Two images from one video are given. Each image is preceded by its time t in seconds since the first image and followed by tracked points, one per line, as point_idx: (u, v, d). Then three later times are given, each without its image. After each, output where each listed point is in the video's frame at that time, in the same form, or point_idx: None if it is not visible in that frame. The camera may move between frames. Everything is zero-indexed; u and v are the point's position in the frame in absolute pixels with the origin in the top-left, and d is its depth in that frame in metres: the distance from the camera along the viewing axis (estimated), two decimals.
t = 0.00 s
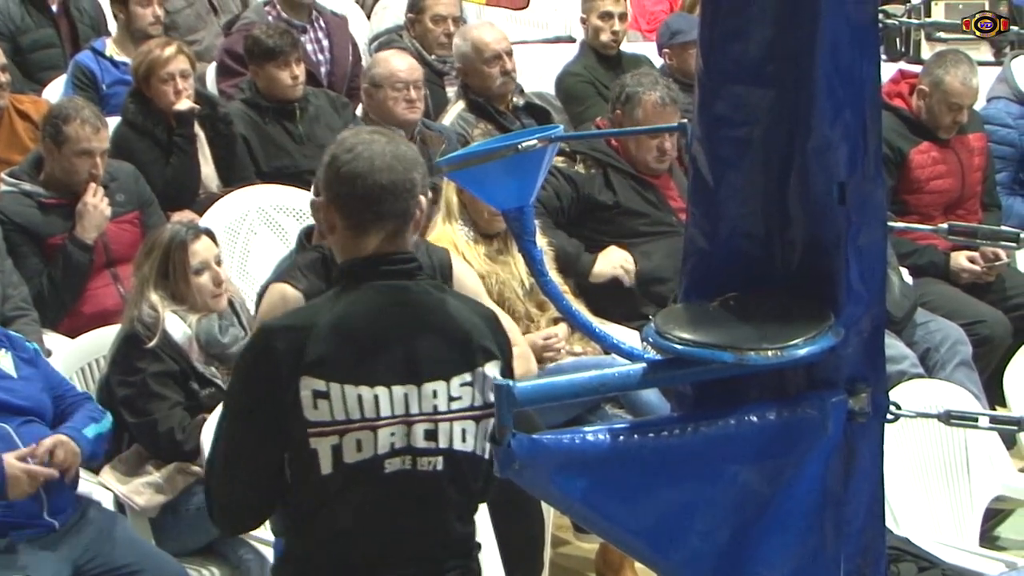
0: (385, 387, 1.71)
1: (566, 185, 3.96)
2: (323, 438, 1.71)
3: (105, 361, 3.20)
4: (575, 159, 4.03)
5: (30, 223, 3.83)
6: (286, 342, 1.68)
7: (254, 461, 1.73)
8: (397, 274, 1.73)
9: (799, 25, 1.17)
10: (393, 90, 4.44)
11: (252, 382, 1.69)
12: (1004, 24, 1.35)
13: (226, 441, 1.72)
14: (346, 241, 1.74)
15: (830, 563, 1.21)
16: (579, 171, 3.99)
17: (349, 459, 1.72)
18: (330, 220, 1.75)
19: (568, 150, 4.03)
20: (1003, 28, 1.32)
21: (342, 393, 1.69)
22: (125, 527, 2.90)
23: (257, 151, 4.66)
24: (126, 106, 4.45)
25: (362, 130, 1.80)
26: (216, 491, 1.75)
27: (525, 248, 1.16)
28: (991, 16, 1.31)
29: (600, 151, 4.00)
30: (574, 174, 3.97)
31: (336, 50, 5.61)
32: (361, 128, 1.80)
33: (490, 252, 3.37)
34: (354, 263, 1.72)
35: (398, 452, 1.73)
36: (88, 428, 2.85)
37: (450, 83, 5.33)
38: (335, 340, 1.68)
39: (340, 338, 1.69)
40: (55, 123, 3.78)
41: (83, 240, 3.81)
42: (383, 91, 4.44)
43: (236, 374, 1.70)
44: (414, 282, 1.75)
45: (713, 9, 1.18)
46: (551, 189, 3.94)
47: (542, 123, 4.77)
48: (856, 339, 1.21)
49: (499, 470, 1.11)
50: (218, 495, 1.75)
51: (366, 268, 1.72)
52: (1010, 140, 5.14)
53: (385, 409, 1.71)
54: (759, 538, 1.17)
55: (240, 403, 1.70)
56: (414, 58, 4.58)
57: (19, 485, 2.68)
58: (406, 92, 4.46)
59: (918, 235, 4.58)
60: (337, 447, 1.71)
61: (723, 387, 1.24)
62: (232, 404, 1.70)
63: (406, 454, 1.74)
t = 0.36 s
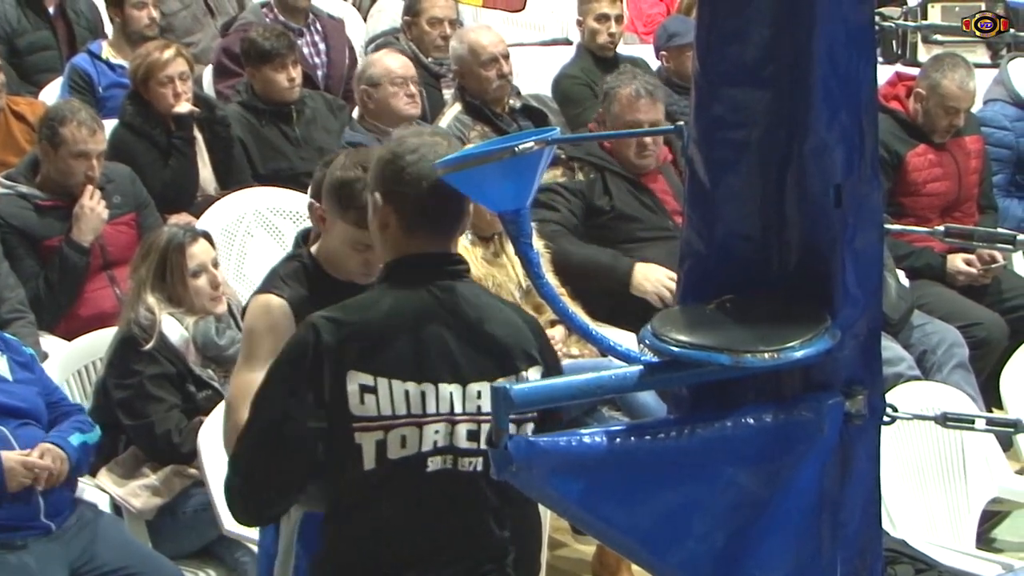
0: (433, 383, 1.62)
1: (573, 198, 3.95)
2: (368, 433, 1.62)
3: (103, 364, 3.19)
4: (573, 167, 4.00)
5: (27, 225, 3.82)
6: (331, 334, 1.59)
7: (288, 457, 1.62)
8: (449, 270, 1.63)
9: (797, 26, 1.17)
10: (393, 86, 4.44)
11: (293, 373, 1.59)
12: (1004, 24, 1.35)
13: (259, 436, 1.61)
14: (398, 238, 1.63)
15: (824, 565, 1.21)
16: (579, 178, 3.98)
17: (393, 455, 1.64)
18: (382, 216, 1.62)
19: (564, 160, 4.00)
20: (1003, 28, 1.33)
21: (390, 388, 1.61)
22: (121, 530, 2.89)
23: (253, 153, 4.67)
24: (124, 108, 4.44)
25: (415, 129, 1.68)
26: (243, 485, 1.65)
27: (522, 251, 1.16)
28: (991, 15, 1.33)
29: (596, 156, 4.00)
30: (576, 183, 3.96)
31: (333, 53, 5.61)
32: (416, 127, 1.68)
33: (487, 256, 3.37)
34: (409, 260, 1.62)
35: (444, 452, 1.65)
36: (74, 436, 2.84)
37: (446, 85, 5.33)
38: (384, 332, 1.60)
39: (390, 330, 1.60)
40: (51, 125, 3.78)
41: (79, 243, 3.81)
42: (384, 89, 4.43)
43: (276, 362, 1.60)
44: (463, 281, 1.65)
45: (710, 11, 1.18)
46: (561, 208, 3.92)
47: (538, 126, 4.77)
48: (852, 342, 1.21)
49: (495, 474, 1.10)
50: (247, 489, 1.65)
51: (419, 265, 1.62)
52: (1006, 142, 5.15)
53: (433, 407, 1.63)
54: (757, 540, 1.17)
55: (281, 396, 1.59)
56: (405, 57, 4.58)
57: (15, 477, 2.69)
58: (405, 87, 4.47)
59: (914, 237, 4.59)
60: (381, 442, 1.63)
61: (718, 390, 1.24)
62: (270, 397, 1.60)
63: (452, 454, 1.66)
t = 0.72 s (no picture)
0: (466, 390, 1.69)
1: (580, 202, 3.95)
2: (397, 439, 1.67)
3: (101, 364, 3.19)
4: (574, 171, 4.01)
5: (26, 226, 3.82)
6: (365, 341, 1.63)
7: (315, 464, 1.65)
8: (483, 279, 1.69)
9: (794, 26, 1.17)
10: (387, 84, 4.44)
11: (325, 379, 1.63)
12: (1004, 24, 1.36)
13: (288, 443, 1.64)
14: (433, 245, 1.66)
15: (823, 565, 1.21)
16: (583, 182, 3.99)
17: (422, 461, 1.69)
18: (421, 221, 1.65)
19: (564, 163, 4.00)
20: (1003, 28, 1.33)
21: (423, 394, 1.66)
22: (120, 531, 2.89)
23: (252, 154, 4.66)
24: (123, 108, 4.44)
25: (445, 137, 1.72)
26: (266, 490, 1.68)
27: (520, 251, 1.16)
28: (990, 16, 1.33)
29: (597, 159, 4.01)
30: (581, 188, 3.97)
31: (331, 54, 5.61)
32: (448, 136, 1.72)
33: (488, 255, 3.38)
34: (449, 267, 1.66)
35: (475, 458, 1.72)
36: (71, 436, 2.83)
37: (445, 86, 5.32)
38: (417, 340, 1.65)
39: (421, 339, 1.66)
40: (48, 126, 3.78)
41: (78, 244, 3.81)
42: (377, 87, 4.43)
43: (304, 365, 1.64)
44: (495, 289, 1.71)
45: (708, 10, 1.18)
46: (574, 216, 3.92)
47: (537, 126, 4.77)
48: (851, 342, 1.21)
49: (493, 473, 1.09)
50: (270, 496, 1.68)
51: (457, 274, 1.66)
52: (1004, 143, 5.15)
53: (464, 414, 1.69)
54: (756, 540, 1.16)
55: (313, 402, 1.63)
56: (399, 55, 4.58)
57: (14, 482, 2.69)
58: (400, 83, 4.48)
59: (912, 238, 4.59)
60: (411, 448, 1.68)
61: (717, 390, 1.23)
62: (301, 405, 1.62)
63: (481, 460, 1.73)
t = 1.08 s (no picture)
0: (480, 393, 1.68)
1: (580, 208, 3.96)
2: (414, 442, 1.67)
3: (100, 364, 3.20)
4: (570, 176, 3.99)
5: (24, 226, 3.82)
6: (383, 347, 1.62)
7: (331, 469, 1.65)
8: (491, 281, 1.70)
9: (793, 26, 1.17)
10: (383, 83, 4.44)
11: (342, 385, 1.62)
12: (1003, 24, 1.36)
13: (302, 448, 1.65)
14: (441, 247, 1.66)
15: (822, 565, 1.21)
16: (580, 187, 3.98)
17: (439, 464, 1.70)
18: (426, 224, 1.66)
19: (558, 169, 3.98)
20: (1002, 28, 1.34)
21: (439, 398, 1.66)
22: (119, 531, 2.89)
23: (251, 153, 4.66)
24: (121, 108, 4.44)
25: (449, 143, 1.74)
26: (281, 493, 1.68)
27: (518, 252, 1.16)
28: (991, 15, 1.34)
29: (593, 164, 4.00)
30: (578, 193, 3.97)
31: (329, 54, 5.61)
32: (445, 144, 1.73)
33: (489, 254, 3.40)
34: (453, 273, 1.66)
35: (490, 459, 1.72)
36: (70, 436, 2.83)
37: (443, 86, 5.32)
38: (433, 345, 1.65)
39: (436, 344, 1.66)
40: (43, 126, 3.76)
41: (76, 244, 3.81)
42: (374, 87, 4.43)
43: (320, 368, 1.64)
44: (502, 291, 1.73)
45: (706, 11, 1.18)
46: (573, 221, 3.93)
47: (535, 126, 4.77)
48: (849, 342, 1.21)
49: (492, 474, 1.08)
50: (286, 497, 1.70)
51: (463, 279, 1.67)
52: (1003, 143, 5.15)
53: (478, 416, 1.70)
54: (755, 539, 1.16)
55: (332, 408, 1.63)
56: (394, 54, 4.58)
57: (13, 484, 2.68)
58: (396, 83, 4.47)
59: (911, 238, 4.59)
60: (428, 450, 1.68)
61: (716, 391, 1.23)
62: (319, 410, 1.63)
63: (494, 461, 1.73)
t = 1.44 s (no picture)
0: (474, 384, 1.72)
1: (573, 226, 3.95)
2: (406, 434, 1.71)
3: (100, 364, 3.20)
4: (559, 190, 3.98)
5: (21, 224, 3.81)
6: (373, 340, 1.66)
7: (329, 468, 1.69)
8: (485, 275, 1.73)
9: (793, 26, 1.17)
10: (382, 82, 4.44)
11: (335, 381, 1.66)
12: (1003, 24, 1.36)
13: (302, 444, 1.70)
14: (436, 245, 1.70)
15: (823, 566, 1.21)
16: (569, 202, 3.96)
17: (433, 456, 1.73)
18: (420, 223, 1.71)
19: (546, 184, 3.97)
20: (1002, 28, 1.33)
21: (430, 389, 1.70)
22: (119, 531, 2.89)
23: (251, 153, 4.66)
24: (121, 108, 4.43)
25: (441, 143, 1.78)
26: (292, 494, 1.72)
27: (518, 252, 1.16)
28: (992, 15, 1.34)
29: (581, 176, 3.98)
30: (566, 208, 3.95)
31: (329, 54, 5.61)
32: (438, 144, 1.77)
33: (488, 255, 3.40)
34: (445, 268, 1.69)
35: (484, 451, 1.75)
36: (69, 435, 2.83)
37: (443, 86, 5.31)
38: (425, 339, 1.69)
39: (428, 337, 1.69)
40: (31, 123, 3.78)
41: (75, 244, 3.81)
42: (374, 86, 4.43)
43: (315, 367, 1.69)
44: (498, 285, 1.74)
45: (707, 10, 1.18)
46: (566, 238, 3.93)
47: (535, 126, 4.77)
48: (849, 342, 1.21)
49: (493, 474, 1.08)
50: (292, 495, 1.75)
51: (454, 273, 1.69)
52: (1003, 142, 5.15)
53: (471, 407, 1.73)
54: (755, 540, 1.16)
55: (329, 404, 1.67)
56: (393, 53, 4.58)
57: (13, 483, 2.68)
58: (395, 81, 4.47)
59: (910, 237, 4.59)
60: (422, 443, 1.72)
61: (716, 391, 1.23)
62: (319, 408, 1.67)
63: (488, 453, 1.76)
